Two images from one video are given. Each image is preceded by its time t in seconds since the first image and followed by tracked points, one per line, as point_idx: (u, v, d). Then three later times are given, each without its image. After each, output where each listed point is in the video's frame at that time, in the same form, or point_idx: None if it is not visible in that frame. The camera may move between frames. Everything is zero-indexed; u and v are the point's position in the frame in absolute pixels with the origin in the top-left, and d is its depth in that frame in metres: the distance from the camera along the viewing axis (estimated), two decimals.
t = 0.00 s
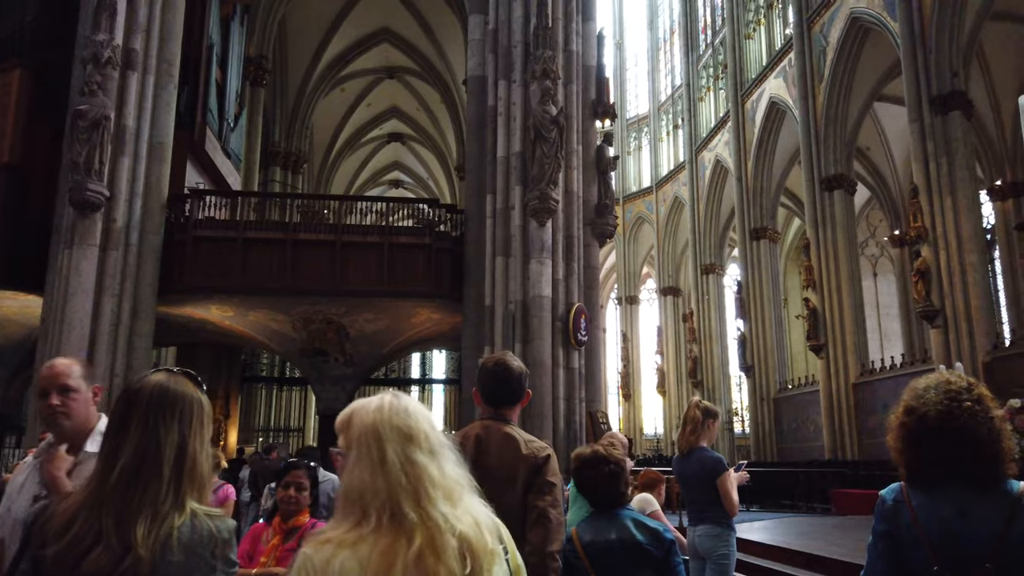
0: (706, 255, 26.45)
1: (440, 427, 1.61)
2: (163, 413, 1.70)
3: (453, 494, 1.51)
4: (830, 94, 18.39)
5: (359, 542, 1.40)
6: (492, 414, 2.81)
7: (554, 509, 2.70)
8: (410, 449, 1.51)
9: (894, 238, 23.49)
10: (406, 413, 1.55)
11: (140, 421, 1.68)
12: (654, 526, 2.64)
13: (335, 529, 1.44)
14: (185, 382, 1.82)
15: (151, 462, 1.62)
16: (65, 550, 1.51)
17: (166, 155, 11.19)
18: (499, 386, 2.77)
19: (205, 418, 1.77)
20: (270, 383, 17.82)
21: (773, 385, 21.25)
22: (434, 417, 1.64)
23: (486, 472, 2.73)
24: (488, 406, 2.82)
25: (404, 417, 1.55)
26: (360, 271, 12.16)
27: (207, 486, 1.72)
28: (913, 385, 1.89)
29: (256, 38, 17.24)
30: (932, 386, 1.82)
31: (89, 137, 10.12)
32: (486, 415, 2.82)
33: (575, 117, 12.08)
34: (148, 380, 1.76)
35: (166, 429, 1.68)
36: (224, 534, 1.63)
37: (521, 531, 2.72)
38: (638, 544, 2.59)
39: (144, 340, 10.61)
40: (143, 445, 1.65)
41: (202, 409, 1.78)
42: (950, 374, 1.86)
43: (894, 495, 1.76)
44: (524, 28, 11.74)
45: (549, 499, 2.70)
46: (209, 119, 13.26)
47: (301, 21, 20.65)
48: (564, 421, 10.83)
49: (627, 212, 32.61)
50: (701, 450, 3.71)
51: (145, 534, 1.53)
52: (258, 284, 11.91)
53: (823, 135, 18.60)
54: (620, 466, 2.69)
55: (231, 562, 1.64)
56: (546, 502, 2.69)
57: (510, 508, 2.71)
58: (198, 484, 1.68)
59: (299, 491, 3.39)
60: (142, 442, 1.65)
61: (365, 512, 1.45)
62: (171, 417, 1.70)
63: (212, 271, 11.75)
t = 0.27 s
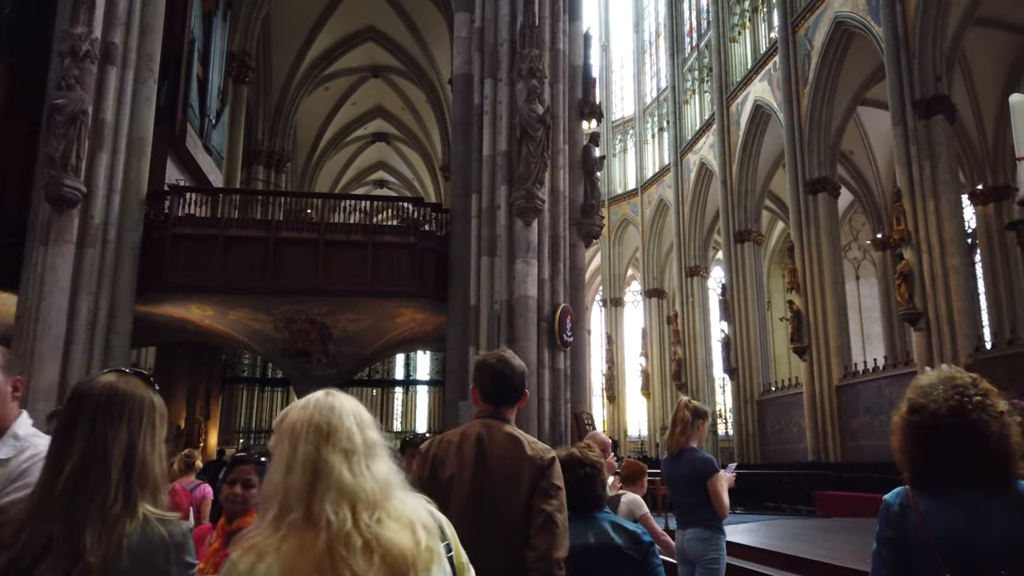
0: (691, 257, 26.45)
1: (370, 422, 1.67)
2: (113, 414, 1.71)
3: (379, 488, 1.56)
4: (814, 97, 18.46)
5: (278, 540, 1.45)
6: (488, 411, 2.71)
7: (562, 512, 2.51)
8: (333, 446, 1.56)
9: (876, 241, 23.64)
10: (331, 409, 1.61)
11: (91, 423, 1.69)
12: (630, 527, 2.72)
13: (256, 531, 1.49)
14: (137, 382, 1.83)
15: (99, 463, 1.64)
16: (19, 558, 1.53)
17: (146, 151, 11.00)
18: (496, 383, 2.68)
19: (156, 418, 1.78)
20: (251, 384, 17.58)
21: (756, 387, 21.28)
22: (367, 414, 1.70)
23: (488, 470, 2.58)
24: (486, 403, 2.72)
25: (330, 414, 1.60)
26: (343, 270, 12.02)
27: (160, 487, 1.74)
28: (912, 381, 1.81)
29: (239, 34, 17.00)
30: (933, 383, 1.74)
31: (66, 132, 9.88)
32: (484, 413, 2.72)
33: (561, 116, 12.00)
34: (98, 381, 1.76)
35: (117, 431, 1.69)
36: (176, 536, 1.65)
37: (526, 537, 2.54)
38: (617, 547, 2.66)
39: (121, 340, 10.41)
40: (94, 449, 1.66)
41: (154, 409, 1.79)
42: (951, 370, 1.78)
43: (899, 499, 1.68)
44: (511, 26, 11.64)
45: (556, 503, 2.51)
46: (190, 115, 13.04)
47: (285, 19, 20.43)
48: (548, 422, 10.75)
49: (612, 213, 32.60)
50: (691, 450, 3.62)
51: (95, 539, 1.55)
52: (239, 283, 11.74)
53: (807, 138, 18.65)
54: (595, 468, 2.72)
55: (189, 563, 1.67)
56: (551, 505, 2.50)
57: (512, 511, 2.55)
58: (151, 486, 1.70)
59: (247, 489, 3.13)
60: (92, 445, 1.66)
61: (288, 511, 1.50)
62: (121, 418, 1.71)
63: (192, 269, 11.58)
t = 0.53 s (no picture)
0: (672, 260, 26.52)
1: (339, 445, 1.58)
2: (63, 428, 1.68)
3: (342, 514, 1.46)
4: (795, 103, 18.57)
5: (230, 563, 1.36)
6: (471, 423, 2.62)
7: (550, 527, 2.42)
8: (298, 467, 1.47)
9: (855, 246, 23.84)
10: (299, 429, 1.53)
11: (40, 437, 1.66)
12: (616, 541, 2.64)
13: (209, 550, 1.40)
14: (93, 396, 1.80)
15: (51, 473, 1.62)
16: None
17: (121, 148, 10.78)
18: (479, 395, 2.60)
19: (111, 430, 1.75)
20: (228, 386, 17.32)
21: (735, 391, 21.37)
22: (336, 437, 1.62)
23: (472, 485, 2.49)
24: (468, 415, 2.63)
25: (298, 435, 1.51)
26: (322, 271, 11.86)
27: (116, 501, 1.71)
28: (918, 392, 1.74)
29: (218, 31, 16.76)
30: (941, 393, 1.67)
31: (39, 128, 9.60)
32: (466, 425, 2.63)
33: (545, 118, 11.93)
34: (50, 394, 1.74)
35: (67, 445, 1.66)
36: (131, 552, 1.62)
37: (513, 553, 2.45)
38: (599, 561, 2.58)
39: (94, 340, 10.18)
40: (43, 463, 1.63)
41: (110, 422, 1.76)
42: (960, 380, 1.71)
43: (906, 515, 1.61)
44: (494, 27, 11.57)
45: (544, 518, 2.42)
46: (167, 112, 12.81)
47: (266, 16, 20.19)
48: (530, 425, 10.66)
49: (594, 217, 32.62)
50: (676, 457, 3.56)
51: (42, 555, 1.52)
52: (216, 283, 11.54)
53: (787, 143, 18.75)
54: (581, 482, 2.65)
55: None
56: (540, 520, 2.41)
57: (499, 527, 2.45)
58: (105, 500, 1.67)
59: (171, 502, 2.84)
60: (42, 459, 1.63)
61: (244, 531, 1.41)
62: (72, 432, 1.68)
63: (168, 269, 11.37)
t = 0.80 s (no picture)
0: (642, 268, 26.68)
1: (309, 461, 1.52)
2: None
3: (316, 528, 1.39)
4: (765, 114, 18.77)
5: None
6: (423, 430, 2.52)
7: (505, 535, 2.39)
8: (269, 482, 1.41)
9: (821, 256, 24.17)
10: (269, 442, 1.46)
11: None
12: (594, 554, 2.59)
13: (178, 567, 1.31)
14: (42, 405, 1.74)
15: None
16: None
17: (83, 147, 10.50)
18: (433, 401, 2.51)
19: (54, 435, 1.67)
20: (192, 392, 16.98)
21: (704, 398, 21.48)
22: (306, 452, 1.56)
23: (430, 495, 2.40)
24: (422, 421, 2.53)
25: (267, 448, 1.45)
26: (289, 274, 11.67)
27: (57, 511, 1.62)
28: (901, 397, 1.71)
29: (187, 30, 16.49)
30: (926, 398, 1.64)
31: None
32: (419, 433, 2.53)
33: (517, 123, 11.90)
34: None
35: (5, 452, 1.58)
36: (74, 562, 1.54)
37: (468, 563, 2.39)
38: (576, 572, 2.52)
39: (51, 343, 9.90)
40: None
41: (54, 430, 1.68)
42: (944, 387, 1.68)
43: (886, 523, 1.58)
44: (467, 31, 11.52)
45: (499, 526, 2.40)
46: (131, 111, 12.53)
47: (236, 16, 19.92)
48: (500, 432, 10.58)
49: (566, 224, 32.68)
50: (645, 466, 3.52)
51: None
52: (181, 287, 11.30)
53: (756, 153, 18.97)
54: (556, 493, 2.59)
55: None
56: (495, 529, 2.39)
57: (456, 537, 2.38)
58: (48, 509, 1.59)
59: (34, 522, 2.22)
60: None
61: (214, 546, 1.32)
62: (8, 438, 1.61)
63: (130, 271, 11.14)
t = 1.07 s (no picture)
0: (610, 276, 26.82)
1: (274, 468, 1.45)
2: None
3: (267, 541, 1.32)
4: (731, 125, 19.00)
5: None
6: (367, 437, 2.40)
7: (454, 544, 2.38)
8: (223, 491, 1.35)
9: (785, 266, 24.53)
10: (228, 449, 1.41)
11: None
12: (573, 559, 2.52)
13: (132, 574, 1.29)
14: None
15: None
16: None
17: (40, 145, 10.15)
18: (378, 407, 2.38)
19: None
20: (151, 398, 16.60)
21: (670, 405, 21.61)
22: (277, 459, 1.49)
23: (378, 507, 2.31)
24: (365, 426, 2.41)
25: (223, 457, 1.39)
26: (253, 278, 11.46)
27: None
28: (881, 399, 1.68)
29: (150, 29, 16.17)
30: (905, 402, 1.61)
31: None
32: (364, 440, 2.40)
33: (486, 128, 11.86)
34: None
35: None
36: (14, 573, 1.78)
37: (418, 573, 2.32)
38: None
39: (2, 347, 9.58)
40: None
41: None
42: (922, 391, 1.66)
43: (863, 531, 1.55)
44: (437, 35, 11.45)
45: (448, 534, 2.36)
46: (91, 109, 12.23)
47: (201, 17, 19.58)
48: (466, 439, 10.49)
49: (534, 231, 32.72)
50: (611, 475, 3.47)
51: None
52: (140, 290, 11.03)
53: (722, 163, 19.18)
54: (534, 497, 2.52)
55: None
56: (443, 536, 2.34)
57: (402, 547, 2.31)
58: None
59: None
60: None
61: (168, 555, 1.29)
62: None
63: (87, 273, 10.85)
